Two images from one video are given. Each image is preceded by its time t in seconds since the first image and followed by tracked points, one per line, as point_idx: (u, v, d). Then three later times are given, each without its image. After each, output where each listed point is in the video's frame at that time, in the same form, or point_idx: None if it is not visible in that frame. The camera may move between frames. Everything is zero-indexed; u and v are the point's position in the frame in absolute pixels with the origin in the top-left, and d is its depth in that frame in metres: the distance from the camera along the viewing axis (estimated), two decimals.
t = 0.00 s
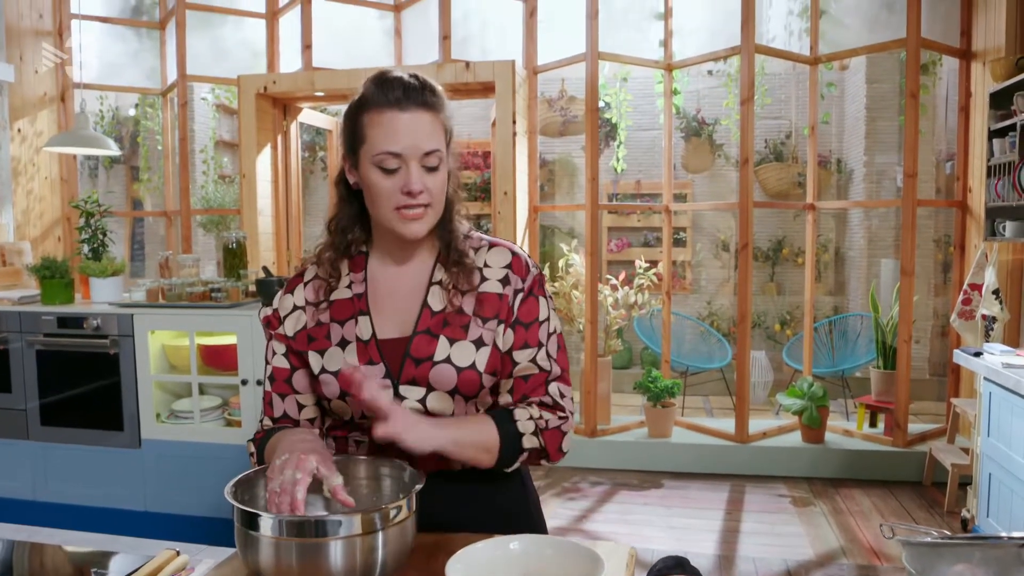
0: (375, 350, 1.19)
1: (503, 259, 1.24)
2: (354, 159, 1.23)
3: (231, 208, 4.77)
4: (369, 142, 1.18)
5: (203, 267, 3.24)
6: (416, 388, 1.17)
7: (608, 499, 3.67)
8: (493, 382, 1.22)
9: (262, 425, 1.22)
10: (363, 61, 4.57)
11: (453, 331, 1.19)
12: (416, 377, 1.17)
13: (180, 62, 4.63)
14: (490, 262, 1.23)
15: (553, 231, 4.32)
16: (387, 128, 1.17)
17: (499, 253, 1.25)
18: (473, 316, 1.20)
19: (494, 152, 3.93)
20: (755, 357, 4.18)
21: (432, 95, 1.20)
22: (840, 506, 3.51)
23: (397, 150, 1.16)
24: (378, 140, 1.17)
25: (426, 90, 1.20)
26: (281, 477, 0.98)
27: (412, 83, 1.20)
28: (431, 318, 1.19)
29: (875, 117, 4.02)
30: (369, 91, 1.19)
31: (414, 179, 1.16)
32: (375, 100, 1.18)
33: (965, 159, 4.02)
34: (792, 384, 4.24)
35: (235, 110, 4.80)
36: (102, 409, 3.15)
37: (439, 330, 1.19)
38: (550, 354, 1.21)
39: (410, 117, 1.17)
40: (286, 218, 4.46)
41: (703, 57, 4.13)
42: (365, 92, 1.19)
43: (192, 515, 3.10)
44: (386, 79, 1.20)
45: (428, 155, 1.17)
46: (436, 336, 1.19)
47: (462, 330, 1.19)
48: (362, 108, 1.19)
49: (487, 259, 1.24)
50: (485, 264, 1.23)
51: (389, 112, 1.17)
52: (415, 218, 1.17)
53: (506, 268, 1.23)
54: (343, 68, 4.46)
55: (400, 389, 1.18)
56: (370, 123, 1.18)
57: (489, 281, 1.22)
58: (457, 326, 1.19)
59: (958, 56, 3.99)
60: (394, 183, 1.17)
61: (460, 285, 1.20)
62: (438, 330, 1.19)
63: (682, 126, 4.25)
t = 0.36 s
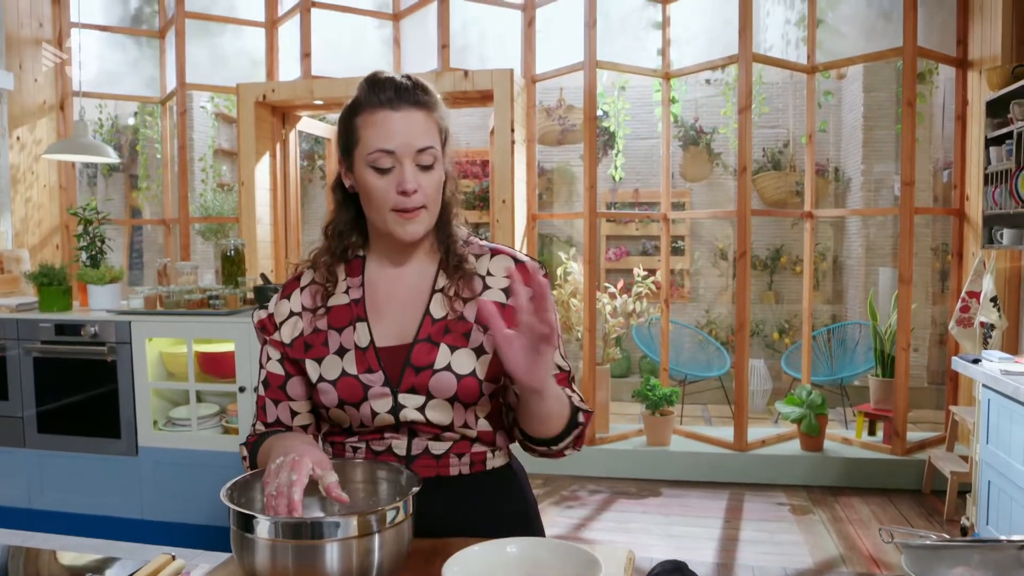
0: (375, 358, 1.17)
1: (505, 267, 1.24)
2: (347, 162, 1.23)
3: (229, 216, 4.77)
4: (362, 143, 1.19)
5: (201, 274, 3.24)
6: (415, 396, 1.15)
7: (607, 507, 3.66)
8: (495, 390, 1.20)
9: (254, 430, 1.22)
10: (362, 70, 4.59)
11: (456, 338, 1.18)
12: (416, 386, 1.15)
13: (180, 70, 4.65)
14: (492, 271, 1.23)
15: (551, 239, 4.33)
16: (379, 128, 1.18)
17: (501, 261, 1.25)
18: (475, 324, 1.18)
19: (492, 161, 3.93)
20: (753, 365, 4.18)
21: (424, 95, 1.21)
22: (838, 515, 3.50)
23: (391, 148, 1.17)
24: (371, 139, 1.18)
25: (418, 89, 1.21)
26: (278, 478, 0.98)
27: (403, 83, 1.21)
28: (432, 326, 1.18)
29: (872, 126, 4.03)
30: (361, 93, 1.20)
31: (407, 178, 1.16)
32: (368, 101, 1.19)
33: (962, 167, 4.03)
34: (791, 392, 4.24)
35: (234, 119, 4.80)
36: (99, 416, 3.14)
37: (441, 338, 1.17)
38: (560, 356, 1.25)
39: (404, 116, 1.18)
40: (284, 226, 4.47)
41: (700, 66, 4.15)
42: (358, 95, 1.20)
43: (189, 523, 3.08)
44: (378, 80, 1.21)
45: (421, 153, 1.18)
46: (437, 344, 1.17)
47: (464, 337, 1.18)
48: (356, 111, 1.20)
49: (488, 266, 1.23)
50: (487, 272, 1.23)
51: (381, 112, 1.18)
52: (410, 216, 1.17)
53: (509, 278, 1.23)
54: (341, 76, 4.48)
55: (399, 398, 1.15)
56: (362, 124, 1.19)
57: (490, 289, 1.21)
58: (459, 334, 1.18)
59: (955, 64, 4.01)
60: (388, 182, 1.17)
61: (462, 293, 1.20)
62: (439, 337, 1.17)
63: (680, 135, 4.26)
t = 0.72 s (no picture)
0: (375, 361, 1.17)
1: (507, 272, 1.23)
2: (347, 166, 1.24)
3: (232, 223, 4.78)
4: (361, 147, 1.19)
5: (203, 281, 3.25)
6: (415, 400, 1.15)
7: (609, 515, 3.65)
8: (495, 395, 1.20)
9: (258, 432, 1.22)
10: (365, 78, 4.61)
11: (456, 343, 1.17)
12: (416, 389, 1.15)
13: (184, 79, 4.67)
14: (493, 275, 1.23)
15: (553, 247, 4.33)
16: (378, 133, 1.18)
17: (502, 266, 1.24)
18: (475, 328, 1.19)
19: (494, 169, 3.94)
20: (756, 373, 4.17)
21: (424, 100, 1.21)
22: (842, 523, 3.49)
23: (390, 153, 1.17)
24: (371, 144, 1.18)
25: (417, 95, 1.21)
26: (280, 481, 0.98)
27: (404, 89, 1.21)
28: (432, 330, 1.18)
29: (875, 134, 4.03)
30: (360, 98, 1.20)
31: (406, 183, 1.17)
32: (368, 106, 1.19)
33: (964, 175, 4.03)
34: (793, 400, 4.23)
35: (238, 127, 4.81)
36: (101, 423, 3.14)
37: (441, 341, 1.17)
38: (557, 370, 1.21)
39: (403, 122, 1.18)
40: (286, 234, 4.47)
41: (702, 74, 4.16)
42: (357, 100, 1.21)
43: (191, 530, 3.07)
44: (378, 85, 1.21)
45: (420, 158, 1.18)
46: (437, 348, 1.17)
47: (464, 341, 1.18)
48: (355, 116, 1.21)
49: (490, 271, 1.23)
50: (488, 276, 1.23)
51: (381, 117, 1.18)
52: (409, 221, 1.18)
53: (510, 282, 1.22)
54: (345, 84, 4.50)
55: (399, 401, 1.15)
56: (362, 129, 1.19)
57: (491, 293, 1.21)
58: (459, 338, 1.18)
59: (956, 72, 4.02)
60: (387, 187, 1.18)
61: (462, 297, 1.20)
62: (439, 341, 1.17)
63: (682, 143, 4.27)
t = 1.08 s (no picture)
0: (381, 360, 1.17)
1: (510, 270, 1.24)
2: (352, 165, 1.24)
3: (233, 227, 4.79)
4: (366, 147, 1.19)
5: (204, 284, 3.25)
6: (422, 398, 1.15)
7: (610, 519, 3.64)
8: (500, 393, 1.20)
9: (259, 433, 1.21)
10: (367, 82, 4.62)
11: (461, 341, 1.18)
12: (422, 387, 1.15)
13: (186, 82, 4.69)
14: (497, 273, 1.23)
15: (554, 251, 4.34)
16: (384, 132, 1.18)
17: (506, 265, 1.25)
18: (480, 326, 1.19)
19: (495, 173, 3.94)
20: (757, 377, 4.16)
21: (430, 99, 1.21)
22: (844, 526, 3.48)
23: (395, 153, 1.17)
24: (377, 143, 1.18)
25: (423, 94, 1.21)
26: (282, 480, 0.97)
27: (410, 88, 1.21)
28: (438, 328, 1.18)
29: (875, 138, 4.03)
30: (366, 97, 1.20)
31: (410, 183, 1.17)
32: (374, 106, 1.19)
33: (965, 178, 4.04)
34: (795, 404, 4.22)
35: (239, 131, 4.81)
36: (101, 426, 3.14)
37: (446, 340, 1.17)
38: (559, 365, 1.21)
39: (409, 121, 1.18)
40: (288, 238, 4.48)
41: (703, 78, 4.16)
42: (363, 100, 1.21)
43: (191, 533, 3.07)
44: (383, 85, 1.21)
45: (425, 158, 1.18)
46: (443, 346, 1.17)
47: (470, 339, 1.18)
48: (361, 115, 1.20)
49: (493, 269, 1.24)
50: (492, 275, 1.23)
51: (386, 117, 1.19)
52: (413, 222, 1.18)
53: (514, 280, 1.23)
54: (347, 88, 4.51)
55: (405, 400, 1.15)
56: (367, 129, 1.19)
57: (496, 291, 1.21)
58: (464, 336, 1.18)
59: (957, 76, 4.03)
60: (392, 186, 1.18)
61: (466, 296, 1.20)
62: (445, 339, 1.17)
63: (683, 147, 4.27)
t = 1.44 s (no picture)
0: (380, 356, 1.17)
1: (509, 265, 1.24)
2: (354, 164, 1.24)
3: (234, 231, 4.80)
4: (367, 145, 1.20)
5: (206, 287, 3.25)
6: (420, 393, 1.15)
7: (612, 523, 3.64)
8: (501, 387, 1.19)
9: (263, 431, 1.21)
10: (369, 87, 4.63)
11: (459, 336, 1.17)
12: (420, 382, 1.15)
13: (187, 87, 4.69)
14: (495, 269, 1.23)
15: (555, 255, 4.35)
16: (384, 131, 1.18)
17: (504, 261, 1.25)
18: (478, 321, 1.19)
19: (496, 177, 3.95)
20: (758, 381, 4.15)
21: (432, 99, 1.21)
22: (846, 530, 3.47)
23: (394, 152, 1.17)
24: (377, 142, 1.18)
25: (427, 94, 1.21)
26: (286, 480, 0.97)
27: (414, 88, 1.22)
28: (437, 324, 1.18)
29: (876, 142, 4.04)
30: (369, 97, 1.21)
31: (409, 182, 1.17)
32: (376, 105, 1.20)
33: (965, 182, 4.05)
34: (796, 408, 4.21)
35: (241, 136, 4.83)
36: (102, 429, 3.14)
37: (444, 335, 1.17)
38: (561, 350, 1.21)
39: (410, 121, 1.18)
40: (289, 242, 4.48)
41: (703, 82, 4.17)
42: (367, 100, 1.21)
43: (192, 537, 3.07)
44: (388, 84, 1.21)
45: (425, 157, 1.18)
46: (441, 341, 1.17)
47: (468, 334, 1.18)
48: (365, 115, 1.21)
49: (492, 266, 1.24)
50: (491, 271, 1.23)
51: (387, 116, 1.19)
52: (411, 221, 1.18)
53: (512, 274, 1.23)
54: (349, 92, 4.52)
55: (403, 395, 1.15)
56: (369, 127, 1.20)
57: (494, 287, 1.21)
58: (463, 331, 1.18)
59: (956, 80, 4.04)
60: (390, 185, 1.18)
61: (465, 292, 1.20)
62: (443, 334, 1.17)
63: (684, 151, 4.28)
